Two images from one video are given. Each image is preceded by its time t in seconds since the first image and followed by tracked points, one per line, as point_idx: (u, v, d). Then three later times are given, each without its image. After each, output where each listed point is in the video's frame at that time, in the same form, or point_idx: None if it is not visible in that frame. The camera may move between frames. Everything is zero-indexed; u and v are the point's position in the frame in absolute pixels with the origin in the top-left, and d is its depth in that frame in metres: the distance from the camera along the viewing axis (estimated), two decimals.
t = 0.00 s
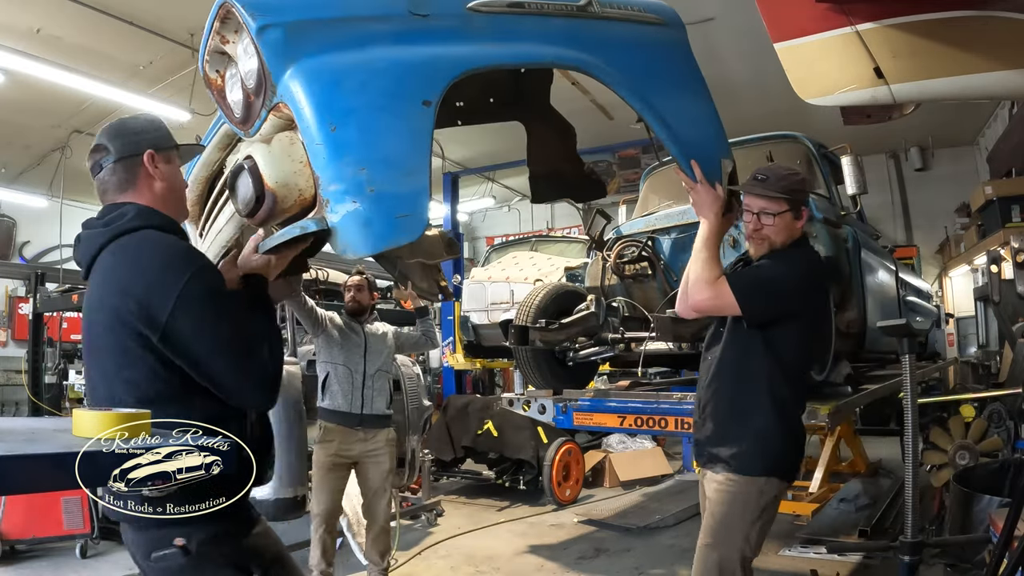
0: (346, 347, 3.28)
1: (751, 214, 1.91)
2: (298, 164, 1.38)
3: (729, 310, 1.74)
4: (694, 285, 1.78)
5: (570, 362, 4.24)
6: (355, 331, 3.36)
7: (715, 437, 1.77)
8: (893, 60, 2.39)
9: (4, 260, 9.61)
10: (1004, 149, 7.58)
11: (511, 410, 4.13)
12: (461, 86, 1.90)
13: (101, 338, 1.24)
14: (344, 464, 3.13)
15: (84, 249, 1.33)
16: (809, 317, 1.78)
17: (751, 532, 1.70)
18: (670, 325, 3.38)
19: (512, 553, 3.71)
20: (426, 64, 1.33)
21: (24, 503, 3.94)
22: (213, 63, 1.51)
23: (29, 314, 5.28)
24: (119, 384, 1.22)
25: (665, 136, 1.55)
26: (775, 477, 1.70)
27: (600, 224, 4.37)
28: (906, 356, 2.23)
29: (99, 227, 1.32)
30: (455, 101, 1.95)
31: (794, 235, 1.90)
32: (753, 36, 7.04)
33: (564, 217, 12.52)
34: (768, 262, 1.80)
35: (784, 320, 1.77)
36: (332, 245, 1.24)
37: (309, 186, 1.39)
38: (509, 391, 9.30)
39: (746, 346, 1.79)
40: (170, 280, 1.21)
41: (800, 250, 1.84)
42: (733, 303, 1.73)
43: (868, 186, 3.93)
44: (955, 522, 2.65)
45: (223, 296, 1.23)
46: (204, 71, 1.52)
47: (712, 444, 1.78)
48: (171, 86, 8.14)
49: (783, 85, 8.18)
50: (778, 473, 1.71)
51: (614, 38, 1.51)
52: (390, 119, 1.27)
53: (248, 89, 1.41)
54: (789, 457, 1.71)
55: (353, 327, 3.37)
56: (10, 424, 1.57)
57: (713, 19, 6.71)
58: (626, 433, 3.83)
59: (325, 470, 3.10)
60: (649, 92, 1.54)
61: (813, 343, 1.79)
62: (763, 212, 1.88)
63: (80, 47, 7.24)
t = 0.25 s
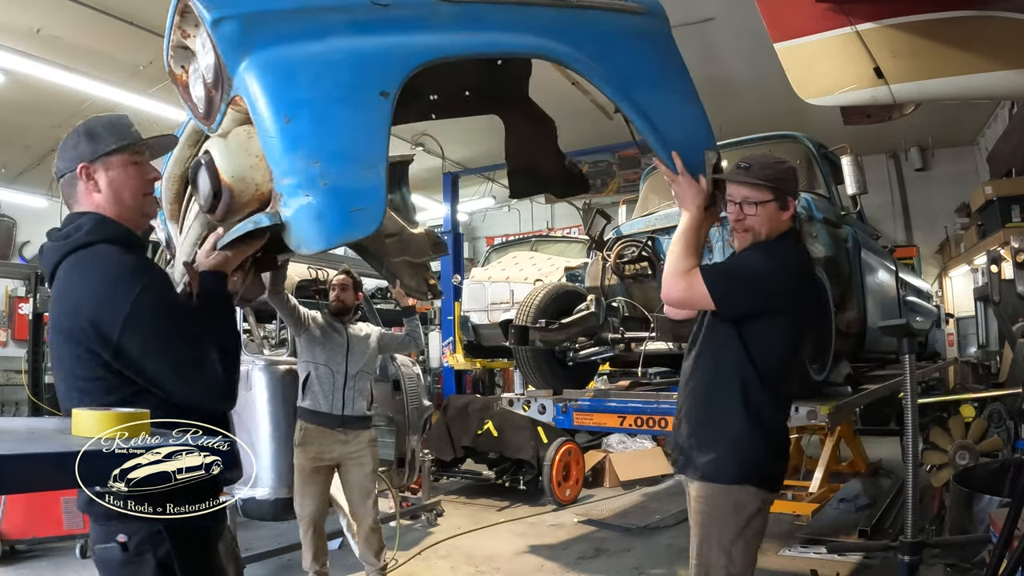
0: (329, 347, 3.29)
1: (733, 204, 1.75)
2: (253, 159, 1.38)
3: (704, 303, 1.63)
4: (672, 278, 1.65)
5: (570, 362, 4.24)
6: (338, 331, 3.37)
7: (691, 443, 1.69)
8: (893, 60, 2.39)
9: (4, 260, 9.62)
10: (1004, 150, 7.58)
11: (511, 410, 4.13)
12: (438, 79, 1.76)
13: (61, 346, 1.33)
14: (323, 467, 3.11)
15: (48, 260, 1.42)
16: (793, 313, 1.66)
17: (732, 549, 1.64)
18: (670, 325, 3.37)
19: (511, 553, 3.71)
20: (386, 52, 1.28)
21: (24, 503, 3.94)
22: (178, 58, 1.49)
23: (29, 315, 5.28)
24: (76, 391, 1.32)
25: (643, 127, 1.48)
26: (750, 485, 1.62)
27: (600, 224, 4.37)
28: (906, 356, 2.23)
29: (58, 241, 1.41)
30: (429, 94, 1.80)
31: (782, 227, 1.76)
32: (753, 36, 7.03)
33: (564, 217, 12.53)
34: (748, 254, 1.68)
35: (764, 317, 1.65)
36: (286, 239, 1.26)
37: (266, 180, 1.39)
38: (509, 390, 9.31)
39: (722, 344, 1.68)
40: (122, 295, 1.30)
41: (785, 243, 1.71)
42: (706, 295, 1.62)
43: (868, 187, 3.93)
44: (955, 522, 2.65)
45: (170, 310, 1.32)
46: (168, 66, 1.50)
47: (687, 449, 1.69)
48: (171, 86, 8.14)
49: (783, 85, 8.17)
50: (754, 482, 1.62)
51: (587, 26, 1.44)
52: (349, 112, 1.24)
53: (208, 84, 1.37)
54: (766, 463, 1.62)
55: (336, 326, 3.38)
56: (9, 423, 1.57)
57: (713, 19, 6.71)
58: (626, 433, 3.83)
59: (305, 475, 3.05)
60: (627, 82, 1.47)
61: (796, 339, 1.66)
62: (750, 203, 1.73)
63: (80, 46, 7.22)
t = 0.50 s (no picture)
0: (313, 344, 3.25)
1: (716, 191, 1.74)
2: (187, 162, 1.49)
3: (683, 302, 1.58)
4: (645, 271, 1.61)
5: (570, 362, 4.24)
6: (323, 327, 3.33)
7: (678, 450, 1.64)
8: (893, 61, 2.39)
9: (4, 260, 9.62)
10: (1004, 149, 7.58)
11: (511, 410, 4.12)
12: (392, 68, 1.72)
13: (20, 359, 1.37)
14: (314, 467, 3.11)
15: (7, 273, 1.45)
16: (779, 309, 1.60)
17: (727, 561, 1.59)
18: (670, 326, 3.37)
19: (512, 553, 3.71)
20: (321, 44, 1.23)
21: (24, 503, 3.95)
22: (125, 60, 1.57)
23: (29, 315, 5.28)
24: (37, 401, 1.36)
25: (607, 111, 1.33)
26: (740, 493, 1.56)
27: (599, 224, 4.36)
28: (906, 356, 2.23)
29: (17, 255, 1.44)
30: (389, 86, 1.79)
31: (767, 217, 1.72)
32: (753, 36, 7.03)
33: (564, 217, 12.54)
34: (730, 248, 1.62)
35: (746, 315, 1.60)
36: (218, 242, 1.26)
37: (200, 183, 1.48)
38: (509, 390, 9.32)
39: (706, 345, 1.63)
40: (76, 307, 1.33)
41: (769, 233, 1.64)
42: (682, 295, 1.57)
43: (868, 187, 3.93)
44: (956, 522, 2.64)
45: (125, 319, 1.36)
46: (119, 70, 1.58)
47: (674, 456, 1.65)
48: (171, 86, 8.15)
49: (783, 85, 8.17)
50: (745, 490, 1.56)
51: (551, 2, 1.28)
52: (276, 111, 1.22)
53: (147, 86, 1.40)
54: (756, 469, 1.57)
55: (322, 322, 3.34)
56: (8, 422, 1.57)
57: (713, 19, 6.71)
58: (626, 433, 3.84)
59: (296, 475, 3.08)
60: (593, 62, 1.31)
61: (783, 336, 1.60)
62: (732, 189, 1.71)
63: (80, 46, 7.22)
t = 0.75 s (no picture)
0: (300, 341, 3.23)
1: (685, 182, 1.60)
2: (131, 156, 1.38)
3: (657, 301, 1.49)
4: (614, 270, 1.50)
5: (570, 362, 4.24)
6: (309, 324, 3.29)
7: (663, 460, 1.54)
8: (893, 61, 2.40)
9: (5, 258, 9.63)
10: (1004, 149, 7.59)
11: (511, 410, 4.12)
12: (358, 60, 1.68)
13: None
14: (306, 466, 3.11)
15: None
16: (760, 303, 1.50)
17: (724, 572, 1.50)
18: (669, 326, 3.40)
19: (512, 553, 3.71)
20: (259, 35, 1.18)
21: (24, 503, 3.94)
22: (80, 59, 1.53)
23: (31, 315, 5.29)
24: None
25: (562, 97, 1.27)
26: (732, 501, 1.47)
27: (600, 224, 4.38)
28: (906, 356, 2.23)
29: None
30: (348, 78, 1.73)
31: (741, 210, 1.59)
32: (753, 36, 7.03)
33: (564, 217, 12.54)
34: (705, 241, 1.51)
35: (725, 313, 1.50)
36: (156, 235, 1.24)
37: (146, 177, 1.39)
38: (509, 390, 9.32)
39: (685, 346, 1.53)
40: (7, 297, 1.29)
41: (746, 223, 1.54)
42: (654, 294, 1.48)
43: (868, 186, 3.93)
44: (956, 522, 2.64)
45: (62, 306, 1.32)
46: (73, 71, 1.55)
47: (658, 465, 1.55)
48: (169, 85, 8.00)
49: (783, 85, 8.18)
50: (737, 497, 1.47)
51: None
52: (211, 105, 1.18)
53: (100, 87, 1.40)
54: (747, 474, 1.48)
55: (308, 319, 3.30)
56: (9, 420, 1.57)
57: (713, 19, 6.71)
58: (626, 433, 3.84)
59: (290, 475, 3.10)
60: (556, 46, 1.26)
61: (764, 332, 1.50)
62: (702, 181, 1.56)
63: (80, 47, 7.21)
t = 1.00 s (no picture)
0: (288, 344, 3.21)
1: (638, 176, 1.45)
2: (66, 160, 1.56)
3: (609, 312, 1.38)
4: (566, 279, 1.41)
5: (570, 362, 4.24)
6: (298, 325, 3.27)
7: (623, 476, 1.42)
8: (893, 61, 2.40)
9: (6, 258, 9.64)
10: (1004, 149, 7.59)
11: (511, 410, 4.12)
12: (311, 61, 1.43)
13: None
14: (293, 471, 3.11)
15: None
16: (717, 303, 1.38)
17: None
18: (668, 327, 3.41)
19: (512, 553, 3.71)
20: (190, 31, 1.10)
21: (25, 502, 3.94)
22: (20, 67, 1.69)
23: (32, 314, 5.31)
24: None
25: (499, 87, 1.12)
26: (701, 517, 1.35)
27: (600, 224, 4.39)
28: (906, 356, 2.23)
29: None
30: (305, 74, 1.48)
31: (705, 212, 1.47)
32: (753, 36, 7.03)
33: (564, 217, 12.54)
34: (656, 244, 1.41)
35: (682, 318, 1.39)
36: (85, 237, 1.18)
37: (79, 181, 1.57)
38: (509, 390, 9.32)
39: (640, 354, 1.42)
40: None
41: (701, 224, 1.43)
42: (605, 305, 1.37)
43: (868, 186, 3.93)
44: (956, 522, 2.64)
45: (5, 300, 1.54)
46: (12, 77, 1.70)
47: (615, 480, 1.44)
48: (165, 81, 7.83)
49: (783, 85, 8.18)
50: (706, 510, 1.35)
51: None
52: (138, 105, 1.11)
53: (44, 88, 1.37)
54: (716, 486, 1.35)
55: (297, 320, 3.28)
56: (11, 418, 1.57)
57: (713, 19, 6.72)
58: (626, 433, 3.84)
59: (280, 478, 3.10)
60: (496, 28, 1.12)
61: (724, 338, 1.39)
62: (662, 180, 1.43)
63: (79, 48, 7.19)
